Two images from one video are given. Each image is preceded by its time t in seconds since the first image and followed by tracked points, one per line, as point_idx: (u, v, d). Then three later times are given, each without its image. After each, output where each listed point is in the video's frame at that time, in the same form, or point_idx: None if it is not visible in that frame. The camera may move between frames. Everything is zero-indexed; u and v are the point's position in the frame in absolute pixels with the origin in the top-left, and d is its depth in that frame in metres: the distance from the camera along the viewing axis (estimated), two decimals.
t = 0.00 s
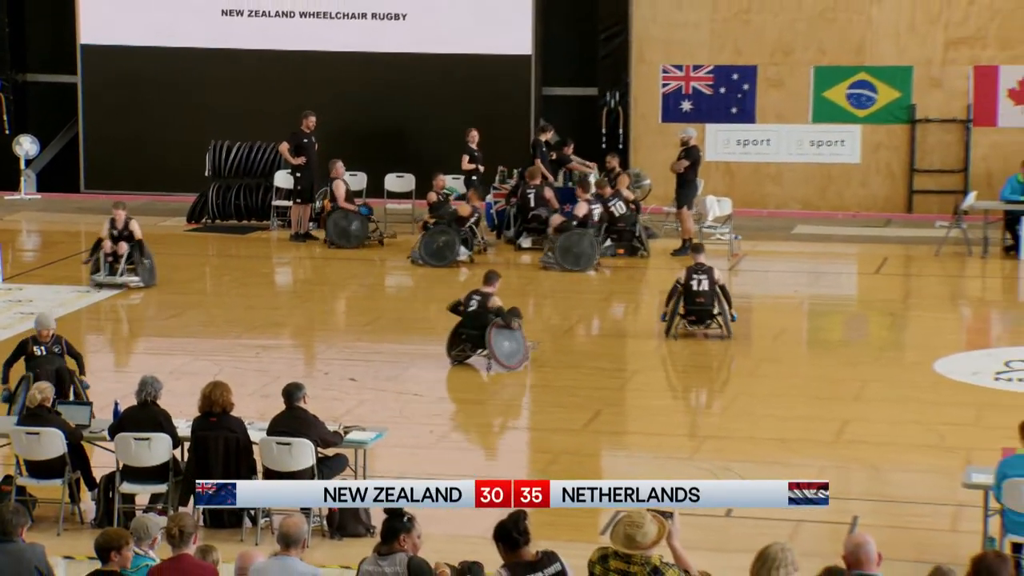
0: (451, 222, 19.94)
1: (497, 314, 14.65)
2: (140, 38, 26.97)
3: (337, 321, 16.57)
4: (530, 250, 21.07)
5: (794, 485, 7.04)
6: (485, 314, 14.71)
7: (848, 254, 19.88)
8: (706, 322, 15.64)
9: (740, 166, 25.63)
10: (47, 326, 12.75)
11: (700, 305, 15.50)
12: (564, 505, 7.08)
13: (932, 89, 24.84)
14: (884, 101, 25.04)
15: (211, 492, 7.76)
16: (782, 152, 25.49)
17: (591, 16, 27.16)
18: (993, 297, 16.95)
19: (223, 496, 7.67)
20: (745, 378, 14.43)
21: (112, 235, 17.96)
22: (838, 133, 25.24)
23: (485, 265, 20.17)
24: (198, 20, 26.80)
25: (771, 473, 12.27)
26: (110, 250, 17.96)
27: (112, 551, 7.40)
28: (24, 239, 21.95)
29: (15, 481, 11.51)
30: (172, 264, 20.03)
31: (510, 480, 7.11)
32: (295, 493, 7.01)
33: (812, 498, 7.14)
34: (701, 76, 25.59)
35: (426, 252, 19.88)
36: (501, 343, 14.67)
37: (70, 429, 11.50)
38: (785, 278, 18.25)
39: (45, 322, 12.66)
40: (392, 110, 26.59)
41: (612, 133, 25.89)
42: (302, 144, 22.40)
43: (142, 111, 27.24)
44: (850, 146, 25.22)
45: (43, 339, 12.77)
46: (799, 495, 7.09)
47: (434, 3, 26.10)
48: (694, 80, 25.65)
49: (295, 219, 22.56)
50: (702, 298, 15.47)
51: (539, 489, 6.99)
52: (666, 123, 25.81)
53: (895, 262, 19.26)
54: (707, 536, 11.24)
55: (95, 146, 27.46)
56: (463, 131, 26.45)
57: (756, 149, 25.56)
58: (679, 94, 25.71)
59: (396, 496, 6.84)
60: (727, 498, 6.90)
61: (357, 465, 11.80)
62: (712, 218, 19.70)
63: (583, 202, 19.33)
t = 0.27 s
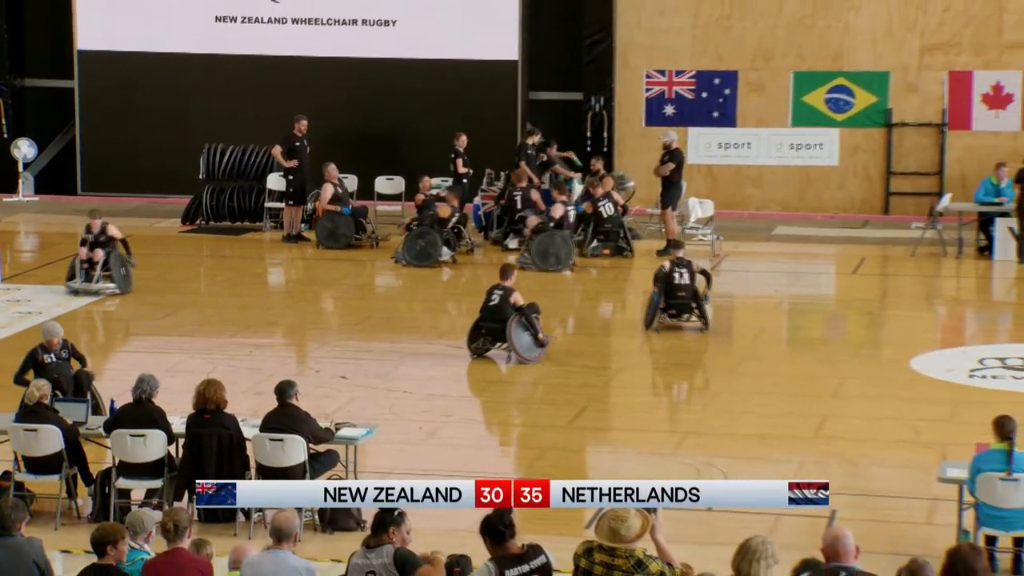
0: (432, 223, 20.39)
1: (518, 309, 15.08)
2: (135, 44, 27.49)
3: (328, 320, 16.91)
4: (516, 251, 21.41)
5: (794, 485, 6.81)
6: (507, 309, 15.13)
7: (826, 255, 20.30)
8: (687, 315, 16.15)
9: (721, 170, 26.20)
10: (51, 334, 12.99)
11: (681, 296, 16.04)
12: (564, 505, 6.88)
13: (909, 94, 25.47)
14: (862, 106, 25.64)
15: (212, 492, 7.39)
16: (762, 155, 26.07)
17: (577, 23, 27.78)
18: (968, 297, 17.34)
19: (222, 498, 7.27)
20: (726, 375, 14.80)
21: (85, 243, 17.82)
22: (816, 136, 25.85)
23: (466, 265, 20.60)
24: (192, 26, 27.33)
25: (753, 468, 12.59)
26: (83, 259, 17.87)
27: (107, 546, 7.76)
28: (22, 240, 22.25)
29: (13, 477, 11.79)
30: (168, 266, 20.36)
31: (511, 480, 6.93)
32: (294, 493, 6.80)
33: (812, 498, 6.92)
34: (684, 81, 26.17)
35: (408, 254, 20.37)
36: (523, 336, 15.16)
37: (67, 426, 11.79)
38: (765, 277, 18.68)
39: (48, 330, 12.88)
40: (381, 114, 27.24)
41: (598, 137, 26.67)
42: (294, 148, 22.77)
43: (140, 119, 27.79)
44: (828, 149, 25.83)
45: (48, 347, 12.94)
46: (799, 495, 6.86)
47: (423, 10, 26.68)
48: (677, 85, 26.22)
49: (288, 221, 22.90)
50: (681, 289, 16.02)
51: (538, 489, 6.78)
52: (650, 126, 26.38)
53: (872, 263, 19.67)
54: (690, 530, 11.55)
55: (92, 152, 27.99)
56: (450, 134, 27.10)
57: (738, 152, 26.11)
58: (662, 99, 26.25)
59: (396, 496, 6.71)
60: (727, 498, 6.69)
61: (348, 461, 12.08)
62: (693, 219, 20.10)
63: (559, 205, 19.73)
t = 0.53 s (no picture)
0: (409, 225, 20.83)
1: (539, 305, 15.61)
2: (129, 50, 28.42)
3: (315, 318, 17.31)
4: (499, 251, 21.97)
5: (794, 486, 7.07)
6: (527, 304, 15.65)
7: (799, 255, 20.82)
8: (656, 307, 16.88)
9: (696, 173, 27.01)
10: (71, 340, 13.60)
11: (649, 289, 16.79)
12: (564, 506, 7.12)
13: (878, 99, 26.26)
14: (832, 111, 26.45)
15: (212, 492, 7.49)
16: (737, 159, 26.92)
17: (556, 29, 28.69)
18: (935, 296, 17.81)
19: (223, 497, 7.38)
20: (702, 372, 15.22)
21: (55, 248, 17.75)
22: (790, 141, 26.68)
23: (443, 265, 21.25)
24: (183, 34, 28.25)
25: (726, 462, 12.97)
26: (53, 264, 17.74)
27: (99, 539, 8.08)
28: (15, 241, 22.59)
29: (8, 472, 12.18)
30: (159, 266, 20.76)
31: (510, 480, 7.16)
32: (295, 492, 7.04)
33: (811, 498, 7.18)
34: (660, 86, 27.01)
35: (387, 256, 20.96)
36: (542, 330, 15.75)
37: (60, 422, 12.18)
38: (739, 276, 19.20)
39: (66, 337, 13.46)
40: (365, 119, 28.18)
41: (577, 140, 27.39)
42: (282, 151, 23.11)
43: (136, 126, 28.79)
44: (800, 152, 26.65)
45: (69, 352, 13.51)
46: (798, 495, 7.12)
47: (406, 18, 27.61)
48: (654, 90, 27.06)
49: (276, 222, 23.24)
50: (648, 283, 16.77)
51: (539, 488, 6.98)
52: (628, 130, 27.17)
53: (843, 263, 20.16)
54: (665, 523, 11.93)
55: (87, 157, 29.01)
56: (431, 137, 28.02)
57: (713, 156, 26.94)
58: (640, 103, 27.08)
59: (396, 496, 6.90)
60: (726, 497, 6.92)
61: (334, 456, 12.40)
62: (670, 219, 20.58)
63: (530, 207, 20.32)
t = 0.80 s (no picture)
0: (392, 227, 21.32)
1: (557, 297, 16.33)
2: (127, 56, 29.14)
3: (306, 317, 17.71)
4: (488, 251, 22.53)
5: (794, 486, 6.70)
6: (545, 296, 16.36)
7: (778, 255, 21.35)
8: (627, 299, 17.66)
9: (678, 176, 28.00)
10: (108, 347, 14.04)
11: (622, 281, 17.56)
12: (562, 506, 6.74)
13: (855, 103, 27.28)
14: (811, 115, 27.43)
15: (211, 493, 7.02)
16: (718, 161, 27.91)
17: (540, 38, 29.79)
18: (910, 294, 18.33)
19: (222, 498, 6.88)
20: (684, 368, 15.65)
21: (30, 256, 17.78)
22: (769, 143, 27.65)
23: (429, 264, 21.79)
24: (181, 38, 28.95)
25: (707, 456, 13.34)
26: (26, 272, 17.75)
27: (98, 531, 8.35)
28: (14, 241, 22.98)
29: (8, 466, 12.55)
30: (155, 265, 21.19)
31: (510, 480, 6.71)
32: (291, 493, 6.56)
33: (811, 497, 6.81)
34: (644, 91, 27.94)
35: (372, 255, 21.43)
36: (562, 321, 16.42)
37: (59, 417, 12.56)
38: (720, 275, 19.75)
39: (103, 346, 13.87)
40: (358, 122, 28.97)
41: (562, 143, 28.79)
42: (275, 153, 23.39)
43: (135, 130, 29.51)
44: (779, 155, 27.64)
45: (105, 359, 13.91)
46: (798, 495, 6.76)
47: (397, 25, 28.37)
48: (638, 95, 28.00)
49: (270, 223, 23.70)
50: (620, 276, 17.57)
51: (540, 489, 6.58)
52: (612, 133, 28.11)
53: (821, 263, 20.72)
54: (648, 515, 12.30)
55: (86, 158, 29.76)
56: (420, 139, 28.86)
57: (695, 158, 27.94)
58: (623, 108, 28.05)
59: (396, 497, 6.49)
60: (727, 498, 6.56)
61: (327, 451, 12.77)
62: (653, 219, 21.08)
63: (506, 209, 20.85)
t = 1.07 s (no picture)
0: (380, 227, 21.68)
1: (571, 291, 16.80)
2: (125, 60, 29.47)
3: (302, 316, 18.02)
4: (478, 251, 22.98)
5: (794, 486, 6.46)
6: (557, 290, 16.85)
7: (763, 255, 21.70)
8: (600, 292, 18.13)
9: (667, 175, 28.82)
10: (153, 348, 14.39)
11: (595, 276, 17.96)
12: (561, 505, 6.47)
13: (838, 106, 28.02)
14: (795, 117, 28.19)
15: (212, 493, 6.76)
16: (704, 163, 28.70)
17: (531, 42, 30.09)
18: (892, 293, 18.66)
19: (222, 498, 6.63)
20: (672, 366, 15.97)
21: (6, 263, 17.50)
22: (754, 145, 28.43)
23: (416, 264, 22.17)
24: (178, 43, 29.28)
25: (693, 451, 13.62)
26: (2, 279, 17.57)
27: (100, 527, 8.44)
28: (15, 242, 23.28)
29: (9, 462, 12.81)
30: (153, 265, 21.48)
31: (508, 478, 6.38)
32: (289, 494, 6.25)
33: (810, 497, 6.61)
34: (632, 94, 28.80)
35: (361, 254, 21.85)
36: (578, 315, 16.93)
37: (58, 414, 12.80)
38: (707, 275, 20.10)
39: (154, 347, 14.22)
40: (351, 125, 29.28)
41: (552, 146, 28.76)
42: (271, 156, 23.67)
43: (133, 132, 29.83)
44: (765, 156, 28.39)
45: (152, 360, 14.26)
46: (798, 495, 6.51)
47: (390, 29, 28.68)
48: (626, 98, 28.85)
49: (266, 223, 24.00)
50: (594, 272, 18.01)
51: (541, 488, 6.32)
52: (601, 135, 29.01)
53: (805, 263, 21.03)
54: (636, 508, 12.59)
55: (84, 160, 30.06)
56: (411, 141, 29.14)
57: (682, 160, 28.73)
58: (612, 110, 28.91)
59: (396, 497, 6.15)
60: (731, 499, 6.22)
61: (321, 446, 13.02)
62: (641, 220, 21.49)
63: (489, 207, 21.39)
